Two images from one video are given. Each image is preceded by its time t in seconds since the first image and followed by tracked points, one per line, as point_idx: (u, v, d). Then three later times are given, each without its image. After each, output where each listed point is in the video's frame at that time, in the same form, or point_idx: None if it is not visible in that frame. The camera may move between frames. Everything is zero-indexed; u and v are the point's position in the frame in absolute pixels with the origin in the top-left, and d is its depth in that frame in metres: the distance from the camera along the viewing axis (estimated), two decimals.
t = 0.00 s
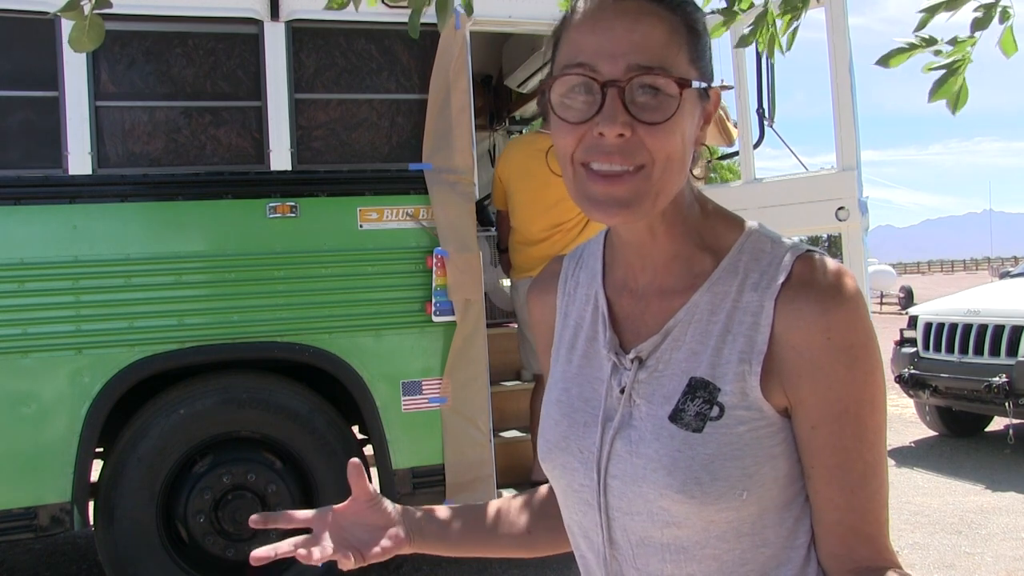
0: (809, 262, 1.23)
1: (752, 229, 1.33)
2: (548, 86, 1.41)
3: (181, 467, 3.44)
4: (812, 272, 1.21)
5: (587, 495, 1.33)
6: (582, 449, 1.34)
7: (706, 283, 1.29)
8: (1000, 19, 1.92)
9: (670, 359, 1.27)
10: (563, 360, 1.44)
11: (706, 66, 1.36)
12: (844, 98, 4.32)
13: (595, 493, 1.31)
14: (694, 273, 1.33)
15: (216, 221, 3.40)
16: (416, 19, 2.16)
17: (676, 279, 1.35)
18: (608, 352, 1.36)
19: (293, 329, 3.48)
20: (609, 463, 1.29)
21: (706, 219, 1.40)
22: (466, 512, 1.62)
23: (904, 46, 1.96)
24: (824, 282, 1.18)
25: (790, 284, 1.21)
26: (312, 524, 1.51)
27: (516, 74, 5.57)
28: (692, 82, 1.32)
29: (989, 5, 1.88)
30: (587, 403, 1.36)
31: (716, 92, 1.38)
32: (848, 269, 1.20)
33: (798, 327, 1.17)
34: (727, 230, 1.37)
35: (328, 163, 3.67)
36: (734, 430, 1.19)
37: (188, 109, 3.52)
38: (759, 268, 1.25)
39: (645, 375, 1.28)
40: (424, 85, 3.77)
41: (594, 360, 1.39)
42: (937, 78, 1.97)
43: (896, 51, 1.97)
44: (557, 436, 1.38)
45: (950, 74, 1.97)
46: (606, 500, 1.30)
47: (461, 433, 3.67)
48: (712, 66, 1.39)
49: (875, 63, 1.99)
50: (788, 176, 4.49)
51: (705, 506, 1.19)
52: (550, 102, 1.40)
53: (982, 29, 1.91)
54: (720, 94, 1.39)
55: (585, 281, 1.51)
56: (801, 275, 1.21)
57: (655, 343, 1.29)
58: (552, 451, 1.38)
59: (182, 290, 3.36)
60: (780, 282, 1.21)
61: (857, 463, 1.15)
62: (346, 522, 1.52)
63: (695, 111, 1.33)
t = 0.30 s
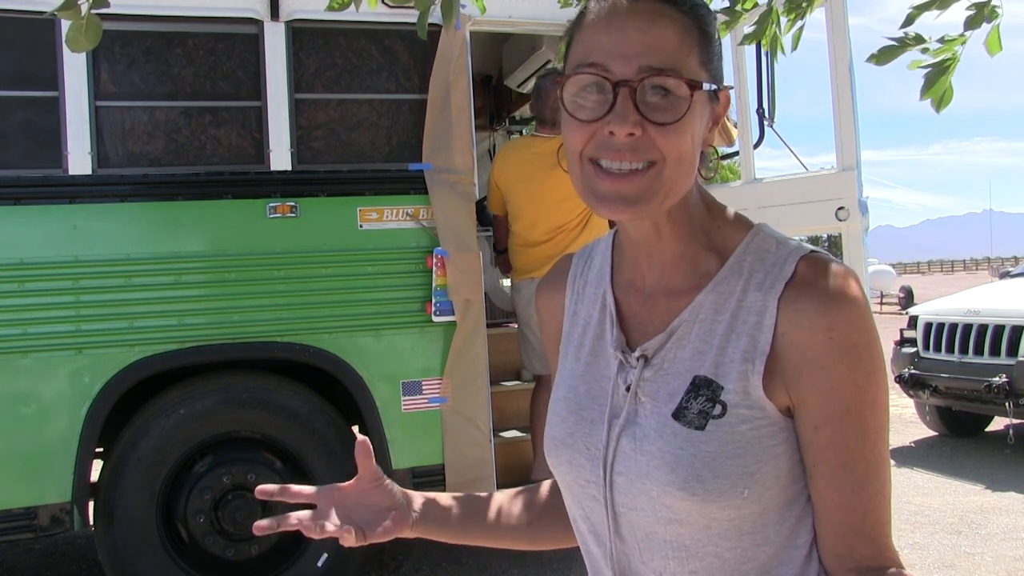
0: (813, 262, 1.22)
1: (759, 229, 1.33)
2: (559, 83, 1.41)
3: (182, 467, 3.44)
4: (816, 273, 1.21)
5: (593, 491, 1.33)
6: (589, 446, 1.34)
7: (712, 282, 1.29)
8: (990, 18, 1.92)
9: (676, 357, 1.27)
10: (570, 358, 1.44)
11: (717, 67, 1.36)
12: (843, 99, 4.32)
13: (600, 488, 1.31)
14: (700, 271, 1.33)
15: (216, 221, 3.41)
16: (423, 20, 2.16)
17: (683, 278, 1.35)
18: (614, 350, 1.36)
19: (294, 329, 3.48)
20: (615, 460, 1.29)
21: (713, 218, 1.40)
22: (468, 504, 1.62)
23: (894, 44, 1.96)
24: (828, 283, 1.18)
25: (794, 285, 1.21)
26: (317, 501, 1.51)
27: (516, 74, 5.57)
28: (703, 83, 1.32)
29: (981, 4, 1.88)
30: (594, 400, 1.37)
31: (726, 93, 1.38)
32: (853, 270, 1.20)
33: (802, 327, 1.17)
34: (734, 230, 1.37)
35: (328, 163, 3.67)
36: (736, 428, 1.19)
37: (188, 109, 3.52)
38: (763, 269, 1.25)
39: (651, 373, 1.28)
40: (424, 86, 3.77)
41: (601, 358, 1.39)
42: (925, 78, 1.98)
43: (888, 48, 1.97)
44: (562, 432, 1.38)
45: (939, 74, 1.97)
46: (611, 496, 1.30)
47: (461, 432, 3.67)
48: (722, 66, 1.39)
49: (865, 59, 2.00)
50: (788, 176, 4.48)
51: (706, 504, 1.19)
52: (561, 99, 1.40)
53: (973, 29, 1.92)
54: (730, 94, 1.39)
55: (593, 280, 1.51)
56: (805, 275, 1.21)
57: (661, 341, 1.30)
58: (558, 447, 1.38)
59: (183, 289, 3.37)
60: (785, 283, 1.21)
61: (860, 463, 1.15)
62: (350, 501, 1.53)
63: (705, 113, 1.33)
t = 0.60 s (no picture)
0: (810, 262, 1.23)
1: (757, 230, 1.33)
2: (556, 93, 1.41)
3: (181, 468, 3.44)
4: (812, 272, 1.21)
5: (594, 496, 1.33)
6: (590, 451, 1.33)
7: (709, 285, 1.29)
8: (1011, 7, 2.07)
9: (674, 362, 1.27)
10: (569, 363, 1.44)
11: (714, 76, 1.35)
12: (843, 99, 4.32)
13: (602, 494, 1.31)
14: (697, 276, 1.33)
15: (216, 222, 3.41)
16: (424, 20, 2.16)
17: (680, 283, 1.35)
18: (613, 355, 1.36)
19: (293, 329, 3.48)
20: (616, 465, 1.29)
21: (711, 222, 1.40)
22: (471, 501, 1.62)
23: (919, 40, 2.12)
24: (824, 282, 1.18)
25: (791, 285, 1.20)
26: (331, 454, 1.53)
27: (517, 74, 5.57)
28: (697, 96, 1.32)
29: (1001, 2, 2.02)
30: (595, 406, 1.37)
31: (722, 104, 1.38)
32: (850, 268, 1.20)
33: (800, 328, 1.17)
34: (732, 233, 1.37)
35: (328, 163, 3.67)
36: (737, 431, 1.19)
37: (188, 109, 3.53)
38: (762, 269, 1.25)
39: (651, 377, 1.28)
40: (424, 86, 3.77)
41: (600, 362, 1.39)
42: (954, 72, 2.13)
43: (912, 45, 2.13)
44: (564, 438, 1.38)
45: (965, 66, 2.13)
46: (612, 501, 1.30)
47: (461, 432, 3.67)
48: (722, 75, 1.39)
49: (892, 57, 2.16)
50: (788, 176, 4.48)
51: (709, 507, 1.19)
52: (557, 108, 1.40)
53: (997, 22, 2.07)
54: (728, 103, 1.39)
55: (590, 283, 1.51)
56: (802, 275, 1.21)
57: (659, 345, 1.30)
58: (560, 453, 1.38)
59: (182, 289, 3.37)
60: (781, 284, 1.21)
61: (861, 462, 1.15)
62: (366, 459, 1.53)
63: (700, 123, 1.33)
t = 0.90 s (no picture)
0: (819, 266, 1.22)
1: (764, 231, 1.34)
2: (559, 104, 1.40)
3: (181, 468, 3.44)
4: (821, 277, 1.20)
5: (601, 500, 1.33)
6: (597, 455, 1.34)
7: (716, 289, 1.29)
8: None
9: (682, 366, 1.27)
10: (573, 366, 1.44)
11: (715, 73, 1.36)
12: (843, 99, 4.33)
13: (608, 498, 1.31)
14: (706, 279, 1.34)
15: (216, 222, 3.41)
16: (424, 19, 2.16)
17: (688, 286, 1.35)
18: (619, 359, 1.36)
19: (294, 329, 3.48)
20: (623, 470, 1.29)
21: (716, 222, 1.41)
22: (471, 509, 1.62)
23: (945, 44, 2.10)
24: (834, 288, 1.18)
25: (800, 290, 1.20)
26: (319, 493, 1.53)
27: (516, 74, 5.57)
28: (704, 98, 1.32)
29: None
30: (600, 410, 1.36)
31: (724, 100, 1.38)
32: (859, 273, 1.20)
33: (809, 333, 1.17)
34: (738, 233, 1.38)
35: (328, 163, 3.67)
36: (747, 437, 1.19)
37: (188, 109, 3.52)
38: (770, 273, 1.25)
39: (658, 381, 1.28)
40: (424, 86, 3.77)
41: (606, 365, 1.39)
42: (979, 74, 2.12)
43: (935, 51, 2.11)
44: (570, 442, 1.37)
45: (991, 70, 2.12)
46: (620, 506, 1.30)
47: (462, 433, 3.67)
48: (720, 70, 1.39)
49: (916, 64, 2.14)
50: (789, 176, 4.48)
51: (719, 512, 1.19)
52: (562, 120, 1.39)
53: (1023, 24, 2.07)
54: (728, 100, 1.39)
55: (592, 285, 1.50)
56: (811, 280, 1.21)
57: (667, 350, 1.29)
58: (566, 457, 1.38)
59: (183, 289, 3.37)
60: (791, 289, 1.21)
61: (870, 465, 1.16)
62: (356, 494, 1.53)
63: (707, 125, 1.34)
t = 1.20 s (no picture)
0: (822, 268, 1.22)
1: (767, 234, 1.33)
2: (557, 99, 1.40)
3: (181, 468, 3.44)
4: (825, 279, 1.21)
5: (603, 502, 1.33)
6: (599, 457, 1.33)
7: (719, 291, 1.29)
8: None
9: (685, 367, 1.27)
10: (575, 366, 1.44)
11: (715, 71, 1.35)
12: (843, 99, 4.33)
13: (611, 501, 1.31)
14: (709, 281, 1.33)
15: (216, 222, 3.40)
16: (419, 18, 2.15)
17: (691, 287, 1.34)
18: (622, 360, 1.36)
19: (294, 329, 3.48)
20: (626, 471, 1.29)
21: (718, 224, 1.41)
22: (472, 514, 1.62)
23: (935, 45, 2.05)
24: (837, 290, 1.18)
25: (805, 292, 1.20)
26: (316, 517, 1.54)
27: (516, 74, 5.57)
28: (702, 94, 1.32)
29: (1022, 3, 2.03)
30: (603, 411, 1.36)
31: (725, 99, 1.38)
32: (862, 275, 1.20)
33: (813, 336, 1.17)
34: (740, 236, 1.38)
35: (328, 163, 3.67)
36: (752, 439, 1.19)
37: (188, 109, 3.52)
38: (774, 275, 1.25)
39: (662, 383, 1.28)
40: (424, 86, 3.77)
41: (609, 366, 1.39)
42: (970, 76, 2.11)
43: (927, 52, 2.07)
44: (572, 444, 1.37)
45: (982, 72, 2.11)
46: (622, 507, 1.29)
47: (462, 434, 3.67)
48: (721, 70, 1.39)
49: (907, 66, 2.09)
50: (789, 176, 4.48)
51: (722, 514, 1.19)
52: (558, 114, 1.39)
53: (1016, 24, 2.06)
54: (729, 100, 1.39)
55: (595, 285, 1.50)
56: (815, 282, 1.21)
57: (670, 352, 1.29)
58: (569, 458, 1.38)
59: (183, 290, 3.37)
60: (796, 291, 1.21)
61: (873, 468, 1.16)
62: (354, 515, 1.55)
63: (706, 121, 1.33)
